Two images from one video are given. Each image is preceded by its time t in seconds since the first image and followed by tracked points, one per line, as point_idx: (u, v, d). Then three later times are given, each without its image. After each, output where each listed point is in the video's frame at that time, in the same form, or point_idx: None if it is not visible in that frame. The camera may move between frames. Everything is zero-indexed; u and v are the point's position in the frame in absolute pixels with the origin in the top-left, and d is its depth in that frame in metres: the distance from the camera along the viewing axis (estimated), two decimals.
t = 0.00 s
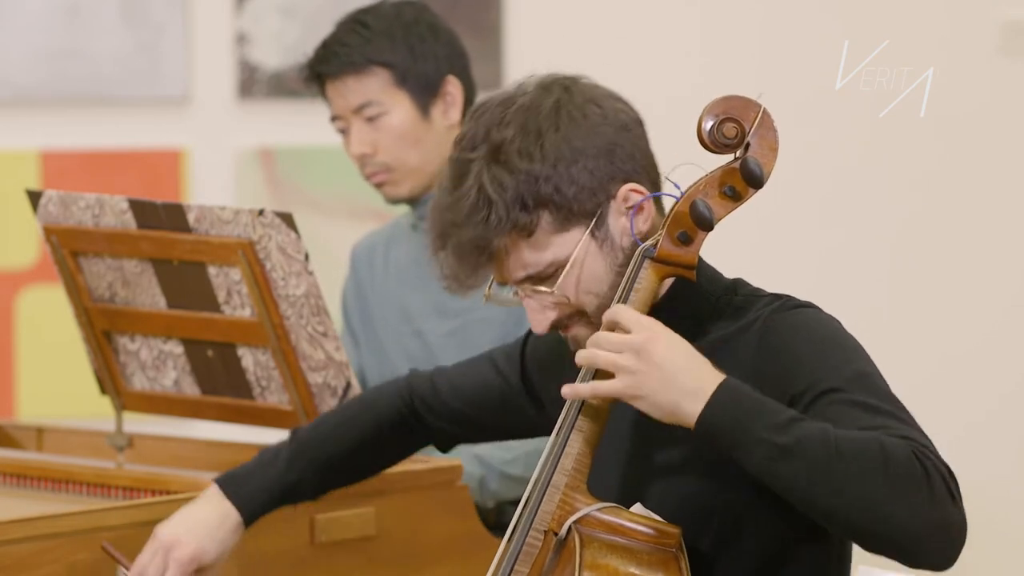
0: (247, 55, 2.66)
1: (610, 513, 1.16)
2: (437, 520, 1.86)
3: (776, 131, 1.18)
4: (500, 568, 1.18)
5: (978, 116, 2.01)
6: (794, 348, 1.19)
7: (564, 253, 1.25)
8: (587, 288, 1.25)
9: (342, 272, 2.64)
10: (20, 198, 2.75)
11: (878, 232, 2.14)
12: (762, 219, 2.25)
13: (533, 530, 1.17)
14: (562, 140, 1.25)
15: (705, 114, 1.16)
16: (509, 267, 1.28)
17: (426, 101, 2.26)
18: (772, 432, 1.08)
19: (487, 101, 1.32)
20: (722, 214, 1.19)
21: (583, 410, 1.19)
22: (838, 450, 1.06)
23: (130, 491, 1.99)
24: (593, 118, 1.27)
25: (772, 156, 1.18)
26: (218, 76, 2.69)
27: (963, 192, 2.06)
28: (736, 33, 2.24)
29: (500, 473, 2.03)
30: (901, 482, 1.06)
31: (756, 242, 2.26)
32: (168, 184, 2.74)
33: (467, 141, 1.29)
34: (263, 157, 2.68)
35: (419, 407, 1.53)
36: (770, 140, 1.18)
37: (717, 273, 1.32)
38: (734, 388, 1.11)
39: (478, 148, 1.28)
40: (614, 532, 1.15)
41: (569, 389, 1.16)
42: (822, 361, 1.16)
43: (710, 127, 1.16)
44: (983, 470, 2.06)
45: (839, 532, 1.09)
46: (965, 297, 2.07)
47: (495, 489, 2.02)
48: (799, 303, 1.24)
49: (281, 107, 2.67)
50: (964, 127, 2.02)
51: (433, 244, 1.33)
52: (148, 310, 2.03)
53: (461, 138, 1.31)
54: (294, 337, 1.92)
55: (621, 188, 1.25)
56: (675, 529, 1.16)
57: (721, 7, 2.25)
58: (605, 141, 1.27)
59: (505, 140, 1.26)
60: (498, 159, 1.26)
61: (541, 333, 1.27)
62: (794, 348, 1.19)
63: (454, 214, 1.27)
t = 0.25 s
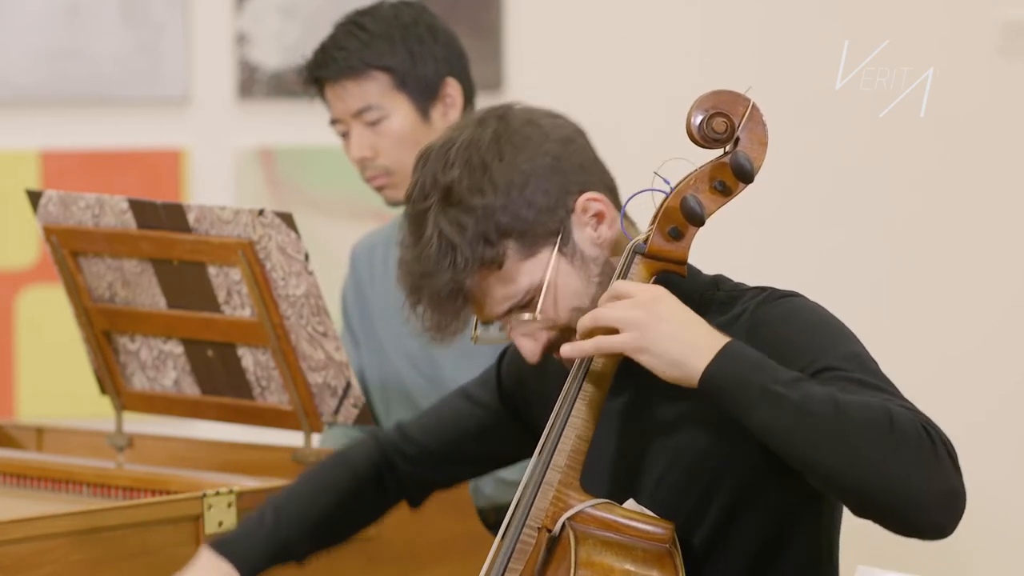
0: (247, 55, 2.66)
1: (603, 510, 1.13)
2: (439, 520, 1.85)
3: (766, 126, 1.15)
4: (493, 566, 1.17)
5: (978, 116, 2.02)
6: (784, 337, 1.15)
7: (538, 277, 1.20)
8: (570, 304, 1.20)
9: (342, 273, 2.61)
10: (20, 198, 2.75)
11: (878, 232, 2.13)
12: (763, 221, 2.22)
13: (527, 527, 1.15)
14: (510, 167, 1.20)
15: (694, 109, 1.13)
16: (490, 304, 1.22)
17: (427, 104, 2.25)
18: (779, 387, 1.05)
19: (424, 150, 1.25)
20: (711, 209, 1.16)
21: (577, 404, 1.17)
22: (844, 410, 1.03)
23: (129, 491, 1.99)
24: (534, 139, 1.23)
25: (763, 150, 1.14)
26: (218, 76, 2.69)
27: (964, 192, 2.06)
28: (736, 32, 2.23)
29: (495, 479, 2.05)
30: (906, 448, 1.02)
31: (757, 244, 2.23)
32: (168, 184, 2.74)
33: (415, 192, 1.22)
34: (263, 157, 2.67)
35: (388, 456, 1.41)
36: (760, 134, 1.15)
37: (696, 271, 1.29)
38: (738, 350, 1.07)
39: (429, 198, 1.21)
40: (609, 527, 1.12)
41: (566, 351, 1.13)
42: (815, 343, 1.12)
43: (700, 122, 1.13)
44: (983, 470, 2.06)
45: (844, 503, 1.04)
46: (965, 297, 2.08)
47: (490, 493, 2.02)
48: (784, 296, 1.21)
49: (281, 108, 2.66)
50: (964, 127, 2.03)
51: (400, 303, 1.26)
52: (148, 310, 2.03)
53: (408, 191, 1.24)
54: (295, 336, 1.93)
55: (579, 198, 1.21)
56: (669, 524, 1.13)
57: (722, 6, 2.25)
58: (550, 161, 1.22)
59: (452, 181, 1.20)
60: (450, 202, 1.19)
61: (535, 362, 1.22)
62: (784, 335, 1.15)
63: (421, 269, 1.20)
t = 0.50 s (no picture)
0: (247, 55, 2.66)
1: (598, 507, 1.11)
2: (438, 519, 1.86)
3: (760, 121, 1.14)
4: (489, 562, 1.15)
5: (978, 116, 2.02)
6: (756, 340, 1.15)
7: (498, 389, 1.12)
8: (536, 397, 1.14)
9: (342, 272, 2.64)
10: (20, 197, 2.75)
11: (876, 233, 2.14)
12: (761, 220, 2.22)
13: (522, 524, 1.13)
14: (440, 294, 1.09)
15: (685, 104, 1.12)
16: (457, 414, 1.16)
17: (428, 107, 2.24)
18: (762, 387, 1.05)
19: (362, 271, 1.16)
20: (705, 204, 1.14)
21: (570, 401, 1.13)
22: (829, 402, 1.04)
23: (130, 491, 1.99)
24: (460, 252, 1.10)
25: (756, 146, 1.13)
26: (218, 76, 2.69)
27: (963, 192, 2.06)
28: (736, 32, 2.23)
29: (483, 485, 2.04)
30: (891, 434, 1.04)
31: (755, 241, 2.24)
32: (168, 184, 2.74)
33: (365, 317, 1.16)
34: (263, 156, 2.68)
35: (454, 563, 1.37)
36: (753, 129, 1.14)
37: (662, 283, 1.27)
38: (718, 349, 1.07)
39: (377, 327, 1.14)
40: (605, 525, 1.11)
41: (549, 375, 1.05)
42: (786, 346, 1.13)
43: (691, 117, 1.12)
44: (983, 471, 2.06)
45: (834, 492, 1.05)
46: (965, 297, 2.07)
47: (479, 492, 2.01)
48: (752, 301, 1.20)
49: (280, 108, 2.67)
50: (963, 128, 2.04)
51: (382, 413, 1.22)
52: (148, 310, 2.03)
53: (358, 313, 1.17)
54: (294, 336, 1.93)
55: (524, 299, 1.09)
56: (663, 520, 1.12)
57: (721, 6, 2.24)
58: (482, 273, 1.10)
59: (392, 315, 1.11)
60: (397, 328, 1.11)
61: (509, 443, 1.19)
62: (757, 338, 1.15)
63: (386, 397, 1.16)
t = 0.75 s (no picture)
0: (247, 55, 2.66)
1: (588, 504, 1.08)
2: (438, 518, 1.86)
3: (745, 113, 1.13)
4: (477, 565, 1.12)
5: (977, 116, 2.01)
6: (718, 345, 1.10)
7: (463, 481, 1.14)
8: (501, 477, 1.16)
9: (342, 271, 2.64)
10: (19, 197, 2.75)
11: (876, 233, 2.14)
12: (762, 217, 2.25)
13: (510, 526, 1.10)
14: (400, 433, 1.07)
15: (669, 98, 1.10)
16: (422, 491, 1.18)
17: (429, 108, 2.22)
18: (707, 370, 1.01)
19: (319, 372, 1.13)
20: (690, 200, 1.14)
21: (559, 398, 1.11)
22: (776, 384, 0.99)
23: (129, 491, 1.99)
24: (417, 388, 1.06)
25: (741, 138, 1.12)
26: (218, 76, 2.69)
27: (963, 192, 2.05)
28: (736, 32, 2.23)
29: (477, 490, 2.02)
30: (842, 421, 0.99)
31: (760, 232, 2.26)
32: (168, 184, 2.74)
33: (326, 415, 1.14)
34: (262, 156, 2.68)
35: None
36: (738, 121, 1.12)
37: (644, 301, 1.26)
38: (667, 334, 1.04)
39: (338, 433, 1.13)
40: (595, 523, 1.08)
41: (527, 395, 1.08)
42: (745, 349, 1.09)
43: (677, 111, 1.10)
44: (982, 471, 2.05)
45: (784, 481, 0.98)
46: (965, 297, 2.06)
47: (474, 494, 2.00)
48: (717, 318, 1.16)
49: (280, 108, 2.67)
50: (964, 128, 2.03)
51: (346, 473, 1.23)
52: (149, 310, 2.03)
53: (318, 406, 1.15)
54: (294, 336, 1.93)
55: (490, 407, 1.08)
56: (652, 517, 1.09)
57: (721, 6, 2.24)
58: (441, 409, 1.06)
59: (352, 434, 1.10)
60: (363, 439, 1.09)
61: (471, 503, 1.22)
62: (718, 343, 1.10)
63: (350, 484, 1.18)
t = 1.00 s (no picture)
0: (247, 55, 2.66)
1: (577, 507, 1.11)
2: (436, 519, 1.86)
3: (729, 112, 1.13)
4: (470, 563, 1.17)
5: (977, 116, 2.01)
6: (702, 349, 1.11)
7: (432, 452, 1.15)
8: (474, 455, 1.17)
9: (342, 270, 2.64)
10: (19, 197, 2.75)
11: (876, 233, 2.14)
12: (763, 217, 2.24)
13: (500, 528, 1.14)
14: (385, 394, 1.08)
15: (653, 99, 1.10)
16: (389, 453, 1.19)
17: (429, 110, 2.23)
18: (684, 380, 1.02)
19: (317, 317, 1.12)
20: (677, 200, 1.14)
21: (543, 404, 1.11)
22: (753, 391, 1.00)
23: (129, 491, 1.99)
24: (414, 353, 1.07)
25: (726, 137, 1.12)
26: (218, 76, 2.69)
27: (963, 192, 2.05)
28: (736, 32, 2.23)
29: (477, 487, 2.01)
30: (818, 425, 1.00)
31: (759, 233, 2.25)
32: (168, 184, 2.74)
33: (313, 359, 1.14)
34: (262, 156, 2.68)
35: None
36: (723, 121, 1.12)
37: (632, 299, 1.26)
38: (643, 342, 1.04)
39: (323, 379, 1.13)
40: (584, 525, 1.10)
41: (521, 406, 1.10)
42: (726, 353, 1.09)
43: (661, 111, 1.10)
44: (983, 471, 2.06)
45: (764, 488, 0.99)
46: (965, 297, 2.07)
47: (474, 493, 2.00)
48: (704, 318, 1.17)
49: (280, 108, 2.67)
50: (964, 128, 2.02)
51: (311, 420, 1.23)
52: (149, 310, 2.03)
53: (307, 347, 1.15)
54: (294, 336, 1.92)
55: (473, 390, 1.09)
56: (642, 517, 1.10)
57: (721, 6, 2.24)
58: (429, 377, 1.08)
59: (334, 386, 1.11)
60: (344, 392, 1.10)
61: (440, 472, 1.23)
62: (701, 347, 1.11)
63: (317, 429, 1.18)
